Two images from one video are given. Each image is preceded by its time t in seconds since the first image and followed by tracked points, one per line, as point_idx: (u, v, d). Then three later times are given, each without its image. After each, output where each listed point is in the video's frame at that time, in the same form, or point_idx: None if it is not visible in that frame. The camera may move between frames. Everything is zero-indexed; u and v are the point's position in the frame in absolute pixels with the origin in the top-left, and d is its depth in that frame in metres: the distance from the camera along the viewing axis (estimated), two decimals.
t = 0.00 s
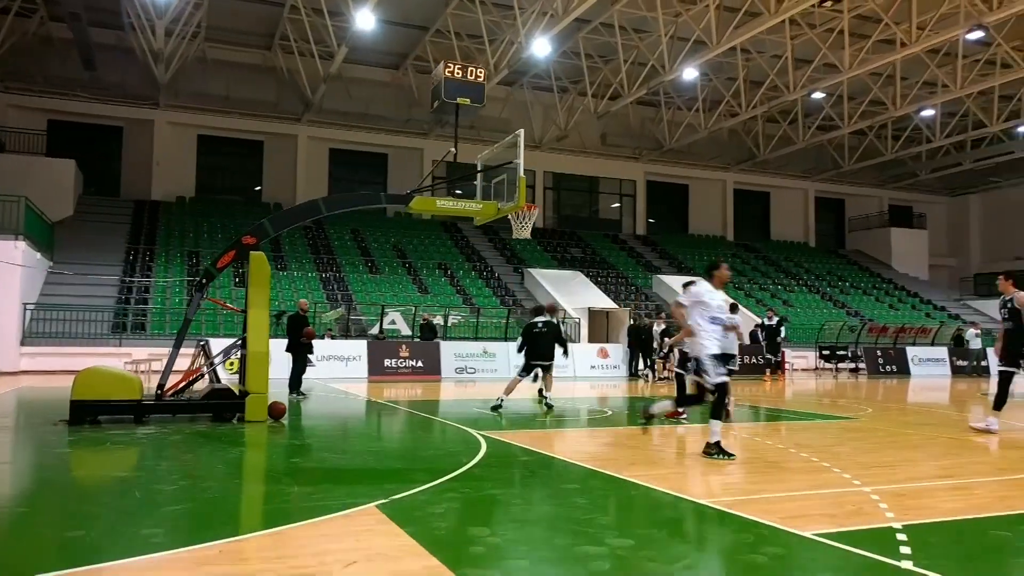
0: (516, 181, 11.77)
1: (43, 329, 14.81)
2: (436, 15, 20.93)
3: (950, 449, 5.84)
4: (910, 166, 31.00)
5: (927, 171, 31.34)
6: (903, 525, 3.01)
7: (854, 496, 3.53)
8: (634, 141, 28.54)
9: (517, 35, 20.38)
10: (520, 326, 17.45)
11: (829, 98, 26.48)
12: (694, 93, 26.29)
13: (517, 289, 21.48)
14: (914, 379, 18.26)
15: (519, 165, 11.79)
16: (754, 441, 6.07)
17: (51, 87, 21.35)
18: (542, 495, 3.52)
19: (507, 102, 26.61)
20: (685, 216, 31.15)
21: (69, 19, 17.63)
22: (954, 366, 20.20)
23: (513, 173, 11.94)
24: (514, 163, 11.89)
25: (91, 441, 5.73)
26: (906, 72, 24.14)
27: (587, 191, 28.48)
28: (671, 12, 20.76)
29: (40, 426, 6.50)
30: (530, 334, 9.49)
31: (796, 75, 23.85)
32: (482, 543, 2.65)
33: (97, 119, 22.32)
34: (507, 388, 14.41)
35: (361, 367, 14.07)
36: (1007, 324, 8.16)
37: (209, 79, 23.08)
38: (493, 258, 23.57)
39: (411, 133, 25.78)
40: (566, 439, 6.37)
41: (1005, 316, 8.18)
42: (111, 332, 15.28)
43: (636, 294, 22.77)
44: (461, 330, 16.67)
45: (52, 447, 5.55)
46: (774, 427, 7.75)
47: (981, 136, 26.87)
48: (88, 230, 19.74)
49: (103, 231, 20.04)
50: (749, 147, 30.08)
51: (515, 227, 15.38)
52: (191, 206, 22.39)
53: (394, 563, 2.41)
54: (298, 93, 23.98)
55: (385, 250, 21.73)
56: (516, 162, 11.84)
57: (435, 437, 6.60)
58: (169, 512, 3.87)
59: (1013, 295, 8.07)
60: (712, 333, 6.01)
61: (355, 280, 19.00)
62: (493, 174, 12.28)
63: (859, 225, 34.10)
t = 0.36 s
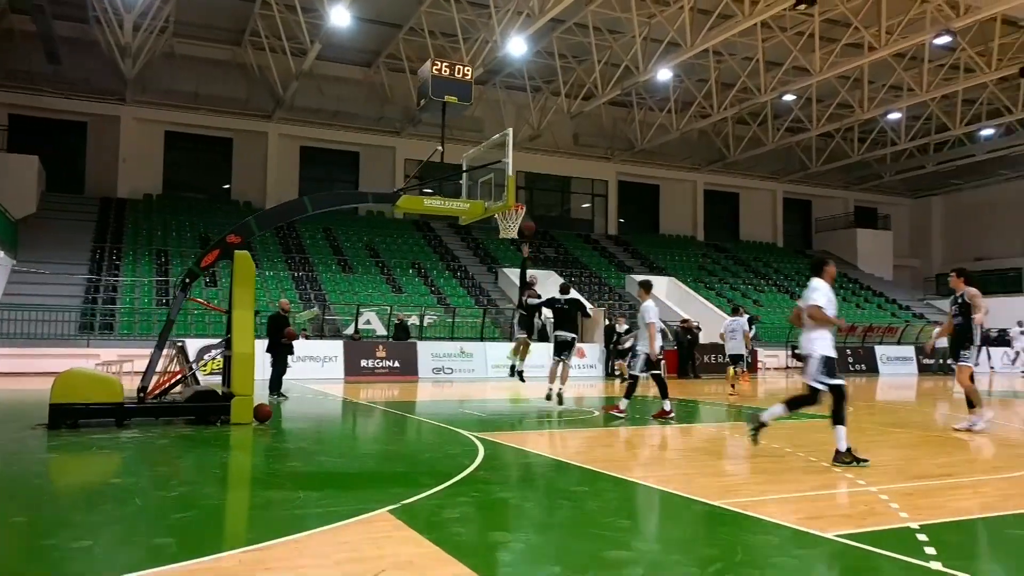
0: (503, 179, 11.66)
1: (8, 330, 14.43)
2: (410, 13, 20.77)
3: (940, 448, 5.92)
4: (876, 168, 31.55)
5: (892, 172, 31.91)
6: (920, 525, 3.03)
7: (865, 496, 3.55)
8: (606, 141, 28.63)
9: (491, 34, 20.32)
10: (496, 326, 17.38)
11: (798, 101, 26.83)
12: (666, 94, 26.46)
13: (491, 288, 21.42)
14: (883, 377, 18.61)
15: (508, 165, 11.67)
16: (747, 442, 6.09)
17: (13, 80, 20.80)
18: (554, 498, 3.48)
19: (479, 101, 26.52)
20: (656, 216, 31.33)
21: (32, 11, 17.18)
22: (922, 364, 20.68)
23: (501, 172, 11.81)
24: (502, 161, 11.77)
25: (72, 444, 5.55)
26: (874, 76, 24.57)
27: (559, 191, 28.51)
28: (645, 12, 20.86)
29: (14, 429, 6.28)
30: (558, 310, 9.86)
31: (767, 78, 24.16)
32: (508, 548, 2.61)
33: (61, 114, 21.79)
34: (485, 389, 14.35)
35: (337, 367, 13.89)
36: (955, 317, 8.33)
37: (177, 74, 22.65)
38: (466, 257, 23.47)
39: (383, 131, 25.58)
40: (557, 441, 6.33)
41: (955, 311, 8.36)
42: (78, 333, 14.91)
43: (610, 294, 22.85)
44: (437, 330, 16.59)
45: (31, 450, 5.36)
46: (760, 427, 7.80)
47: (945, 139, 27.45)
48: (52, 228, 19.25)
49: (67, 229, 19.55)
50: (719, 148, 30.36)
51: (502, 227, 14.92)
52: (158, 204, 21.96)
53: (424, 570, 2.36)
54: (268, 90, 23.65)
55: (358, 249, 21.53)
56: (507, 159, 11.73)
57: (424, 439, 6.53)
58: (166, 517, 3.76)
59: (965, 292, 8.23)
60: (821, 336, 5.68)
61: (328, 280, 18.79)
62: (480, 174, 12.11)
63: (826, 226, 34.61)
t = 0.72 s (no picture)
0: (484, 179, 11.69)
1: None
2: (375, 10, 20.55)
3: (917, 447, 6.02)
4: (832, 170, 32.22)
5: (848, 175, 32.58)
6: (927, 526, 3.07)
7: (867, 496, 3.59)
8: (570, 142, 28.71)
9: (458, 33, 20.24)
10: (463, 326, 17.29)
11: (759, 104, 27.25)
12: (630, 95, 26.62)
13: (457, 288, 21.32)
14: (842, 375, 18.99)
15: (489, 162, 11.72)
16: (731, 443, 6.13)
17: None
18: (559, 501, 3.45)
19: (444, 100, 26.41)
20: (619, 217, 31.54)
21: None
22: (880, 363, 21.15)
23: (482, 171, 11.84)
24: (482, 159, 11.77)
25: (41, 450, 5.32)
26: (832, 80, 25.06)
27: (523, 191, 28.49)
28: (611, 14, 20.99)
29: None
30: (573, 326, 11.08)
31: (729, 80, 24.49)
32: (528, 555, 2.57)
33: (11, 108, 21.11)
34: (453, 389, 14.28)
35: (304, 368, 13.68)
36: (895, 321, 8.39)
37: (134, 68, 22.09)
38: (431, 257, 23.32)
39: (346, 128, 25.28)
40: (541, 443, 6.30)
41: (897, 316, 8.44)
42: (31, 333, 14.43)
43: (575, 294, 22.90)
44: (403, 330, 16.44)
45: None
46: (735, 427, 7.86)
47: (899, 143, 28.13)
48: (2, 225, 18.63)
49: (18, 226, 18.94)
50: (681, 150, 30.68)
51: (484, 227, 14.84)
52: (114, 201, 21.41)
53: None
54: (229, 86, 23.23)
55: (321, 248, 21.25)
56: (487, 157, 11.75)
57: (406, 442, 6.44)
58: (155, 525, 3.63)
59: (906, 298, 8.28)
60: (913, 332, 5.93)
61: (291, 279, 18.50)
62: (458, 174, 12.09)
63: (783, 227, 35.21)
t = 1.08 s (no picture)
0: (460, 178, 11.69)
1: None
2: (338, 6, 20.26)
3: (892, 446, 6.14)
4: (788, 173, 32.83)
5: (803, 177, 33.22)
6: (932, 527, 3.13)
7: (862, 497, 3.62)
8: (533, 142, 28.70)
9: (422, 30, 20.09)
10: (428, 325, 17.15)
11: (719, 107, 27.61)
12: (592, 96, 26.72)
13: (420, 288, 21.17)
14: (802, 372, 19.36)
15: (468, 160, 11.81)
16: (713, 445, 6.15)
17: None
18: (563, 507, 3.42)
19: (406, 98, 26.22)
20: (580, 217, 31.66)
21: None
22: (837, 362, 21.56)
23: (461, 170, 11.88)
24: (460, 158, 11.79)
25: (6, 455, 5.10)
26: (790, 84, 25.52)
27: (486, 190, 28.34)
28: (575, 13, 21.06)
29: None
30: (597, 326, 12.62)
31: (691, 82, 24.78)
32: (547, 563, 2.53)
33: None
34: (420, 390, 14.15)
35: (268, 368, 13.44)
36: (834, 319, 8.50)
37: (86, 60, 21.46)
38: (393, 255, 23.10)
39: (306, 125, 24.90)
40: (525, 447, 6.25)
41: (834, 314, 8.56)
42: None
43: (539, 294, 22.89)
44: (367, 330, 16.25)
45: None
46: (709, 428, 7.90)
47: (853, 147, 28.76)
48: None
49: None
50: (642, 150, 30.92)
51: (459, 223, 14.76)
52: (66, 197, 20.77)
53: None
54: (186, 80, 22.73)
55: (281, 246, 20.89)
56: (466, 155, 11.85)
57: (386, 445, 6.33)
58: (139, 532, 3.48)
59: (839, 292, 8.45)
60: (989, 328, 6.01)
61: (251, 278, 18.15)
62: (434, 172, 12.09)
63: (741, 228, 35.74)
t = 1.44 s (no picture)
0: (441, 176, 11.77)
1: None
2: None
3: (871, 444, 6.23)
4: (747, 175, 33.30)
5: (762, 179, 33.73)
6: (942, 525, 3.25)
7: (866, 498, 3.65)
8: (497, 141, 28.59)
9: (386, 26, 19.84)
10: (395, 325, 16.97)
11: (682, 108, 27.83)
12: (557, 95, 26.74)
13: (385, 287, 20.95)
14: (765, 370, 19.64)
15: (449, 158, 11.93)
16: (696, 446, 6.16)
17: None
18: (571, 515, 3.39)
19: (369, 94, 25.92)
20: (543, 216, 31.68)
21: None
22: (799, 361, 21.87)
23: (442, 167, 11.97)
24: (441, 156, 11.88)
25: None
26: (752, 87, 25.87)
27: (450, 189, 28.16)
28: (541, 12, 21.03)
29: None
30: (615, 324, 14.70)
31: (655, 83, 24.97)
32: None
33: None
34: (388, 390, 13.98)
35: (232, 369, 13.15)
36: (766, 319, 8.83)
37: (38, 50, 20.75)
38: (357, 254, 22.81)
39: (267, 120, 24.48)
40: (507, 450, 6.18)
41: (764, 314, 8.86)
42: None
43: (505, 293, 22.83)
44: (333, 330, 16.00)
45: None
46: (687, 429, 7.93)
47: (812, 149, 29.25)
48: None
49: None
50: (605, 150, 31.04)
51: (437, 220, 14.69)
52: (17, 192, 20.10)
53: None
54: (143, 72, 22.18)
55: (242, 244, 20.46)
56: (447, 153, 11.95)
57: (366, 448, 6.22)
58: (127, 540, 3.32)
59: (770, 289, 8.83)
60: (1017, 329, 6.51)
61: (211, 276, 17.75)
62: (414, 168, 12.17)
63: (702, 228, 36.14)
